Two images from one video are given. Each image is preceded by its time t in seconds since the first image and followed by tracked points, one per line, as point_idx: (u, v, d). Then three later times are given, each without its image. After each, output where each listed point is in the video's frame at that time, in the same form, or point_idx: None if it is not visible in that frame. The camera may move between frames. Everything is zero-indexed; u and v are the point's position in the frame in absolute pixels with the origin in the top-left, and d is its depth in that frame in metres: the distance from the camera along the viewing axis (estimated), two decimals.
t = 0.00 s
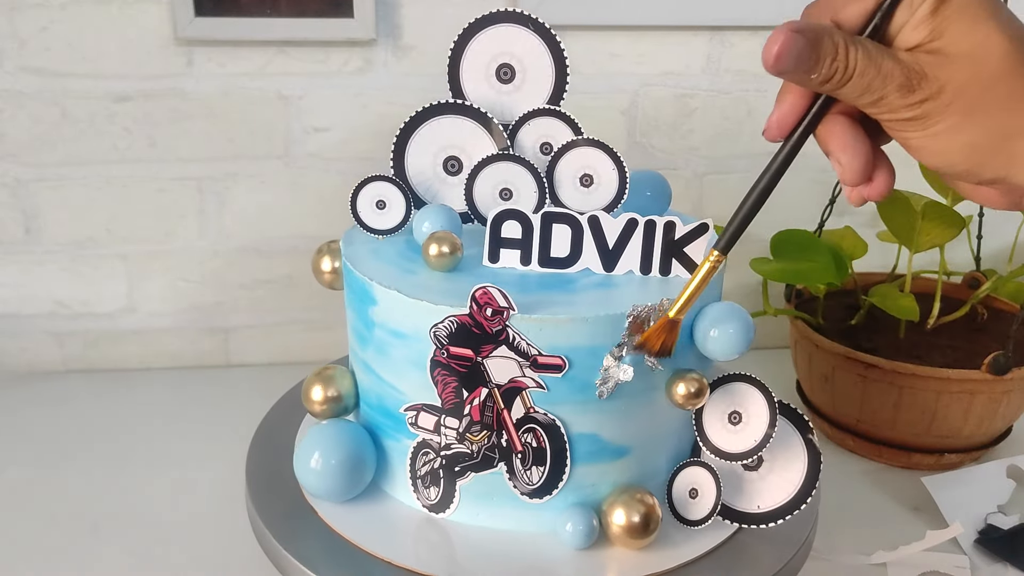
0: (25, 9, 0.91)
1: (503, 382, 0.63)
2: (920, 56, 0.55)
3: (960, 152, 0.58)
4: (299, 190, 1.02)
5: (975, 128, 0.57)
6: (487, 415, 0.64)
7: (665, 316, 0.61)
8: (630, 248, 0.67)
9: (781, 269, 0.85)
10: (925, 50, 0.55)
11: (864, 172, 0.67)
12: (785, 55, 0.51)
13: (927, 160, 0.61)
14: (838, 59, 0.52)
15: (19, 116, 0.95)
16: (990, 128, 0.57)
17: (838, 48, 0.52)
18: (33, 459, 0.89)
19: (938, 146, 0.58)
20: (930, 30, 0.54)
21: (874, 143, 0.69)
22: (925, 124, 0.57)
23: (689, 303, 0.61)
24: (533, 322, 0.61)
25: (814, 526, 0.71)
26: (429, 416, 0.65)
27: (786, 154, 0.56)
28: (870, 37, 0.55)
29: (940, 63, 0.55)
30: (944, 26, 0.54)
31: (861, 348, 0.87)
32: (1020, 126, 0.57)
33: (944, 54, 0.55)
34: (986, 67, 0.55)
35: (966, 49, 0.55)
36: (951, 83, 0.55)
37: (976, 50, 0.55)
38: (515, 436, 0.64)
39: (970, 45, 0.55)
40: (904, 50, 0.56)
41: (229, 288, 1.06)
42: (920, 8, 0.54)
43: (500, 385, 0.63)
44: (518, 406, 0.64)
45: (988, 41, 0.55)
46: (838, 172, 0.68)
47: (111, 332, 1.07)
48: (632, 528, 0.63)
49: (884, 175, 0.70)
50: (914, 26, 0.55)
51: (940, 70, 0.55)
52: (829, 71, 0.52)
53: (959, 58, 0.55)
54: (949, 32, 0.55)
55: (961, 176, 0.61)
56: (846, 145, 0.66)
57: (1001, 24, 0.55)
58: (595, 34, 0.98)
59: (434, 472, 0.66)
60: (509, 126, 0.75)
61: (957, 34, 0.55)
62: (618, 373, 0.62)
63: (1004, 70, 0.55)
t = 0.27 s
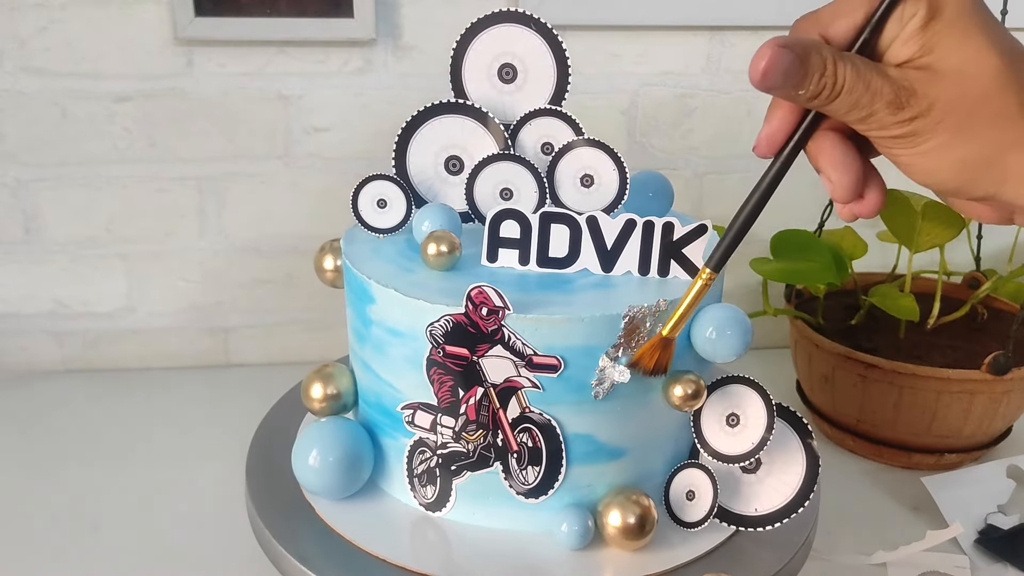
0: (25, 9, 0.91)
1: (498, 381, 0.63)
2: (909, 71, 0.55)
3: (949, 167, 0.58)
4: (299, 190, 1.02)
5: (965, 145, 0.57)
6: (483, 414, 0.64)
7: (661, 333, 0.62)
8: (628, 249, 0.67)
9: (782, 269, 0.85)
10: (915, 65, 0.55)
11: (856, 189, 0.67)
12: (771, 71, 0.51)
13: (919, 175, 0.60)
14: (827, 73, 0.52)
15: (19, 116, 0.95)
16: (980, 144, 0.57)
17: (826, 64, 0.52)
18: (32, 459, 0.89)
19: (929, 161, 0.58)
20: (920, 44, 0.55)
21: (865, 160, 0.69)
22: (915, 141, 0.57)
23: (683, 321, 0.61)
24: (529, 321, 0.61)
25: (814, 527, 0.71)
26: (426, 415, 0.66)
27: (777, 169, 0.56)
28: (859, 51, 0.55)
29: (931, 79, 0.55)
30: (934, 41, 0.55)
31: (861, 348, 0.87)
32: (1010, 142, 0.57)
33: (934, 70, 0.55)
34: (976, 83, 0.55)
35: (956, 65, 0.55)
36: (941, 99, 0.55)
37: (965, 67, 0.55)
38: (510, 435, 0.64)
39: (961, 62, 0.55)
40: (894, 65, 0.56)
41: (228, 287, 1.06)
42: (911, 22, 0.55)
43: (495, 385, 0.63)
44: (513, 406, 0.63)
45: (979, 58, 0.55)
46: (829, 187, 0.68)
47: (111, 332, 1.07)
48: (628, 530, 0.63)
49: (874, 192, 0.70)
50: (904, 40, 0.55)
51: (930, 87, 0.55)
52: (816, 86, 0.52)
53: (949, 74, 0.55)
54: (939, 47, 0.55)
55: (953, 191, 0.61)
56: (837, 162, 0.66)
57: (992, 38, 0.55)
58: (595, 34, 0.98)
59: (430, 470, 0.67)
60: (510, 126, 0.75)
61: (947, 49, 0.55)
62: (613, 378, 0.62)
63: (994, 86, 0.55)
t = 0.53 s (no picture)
0: (25, 9, 0.91)
1: (498, 381, 0.63)
2: (895, 66, 0.55)
3: (933, 164, 0.58)
4: (299, 190, 1.02)
5: (949, 143, 0.57)
6: (482, 414, 0.64)
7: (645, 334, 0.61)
8: (628, 249, 0.67)
9: (782, 269, 0.85)
10: (902, 60, 0.55)
11: (841, 186, 0.67)
12: (754, 64, 0.51)
13: (904, 174, 0.61)
14: (808, 66, 0.52)
15: (19, 116, 0.95)
16: (964, 142, 0.57)
17: (809, 57, 0.52)
18: (33, 459, 0.89)
19: (915, 159, 0.59)
20: (907, 39, 0.54)
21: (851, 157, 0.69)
22: (899, 138, 0.57)
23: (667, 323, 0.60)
24: (528, 321, 0.61)
25: (813, 527, 0.71)
26: (426, 415, 0.66)
27: (761, 165, 0.56)
28: (843, 45, 0.55)
29: (916, 75, 0.54)
30: (922, 35, 0.54)
31: (861, 348, 0.87)
32: (995, 139, 0.57)
33: (921, 65, 0.54)
34: (962, 80, 0.54)
35: (943, 62, 0.54)
36: (928, 96, 0.55)
37: (953, 63, 0.54)
38: (510, 436, 0.64)
39: (949, 58, 0.54)
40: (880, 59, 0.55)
41: (228, 287, 1.06)
42: (898, 15, 0.54)
43: (495, 385, 0.63)
44: (513, 406, 0.63)
45: (967, 54, 0.54)
46: (815, 186, 0.68)
47: (111, 332, 1.07)
48: (627, 531, 0.63)
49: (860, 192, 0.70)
50: (891, 34, 0.54)
51: (915, 82, 0.54)
52: (799, 81, 0.52)
53: (936, 70, 0.54)
54: (927, 42, 0.54)
55: (938, 188, 0.61)
56: (822, 160, 0.66)
57: (981, 32, 0.55)
58: (595, 33, 0.98)
59: (430, 470, 0.67)
60: (510, 126, 0.75)
61: (935, 43, 0.54)
62: (612, 381, 0.62)
63: (981, 85, 0.55)
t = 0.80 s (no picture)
0: (25, 9, 0.91)
1: (498, 381, 0.63)
2: (876, 71, 0.55)
3: (918, 168, 0.58)
4: (299, 190, 1.02)
5: (933, 148, 0.56)
6: (482, 414, 0.64)
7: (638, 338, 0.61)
8: (628, 249, 0.67)
9: (782, 269, 0.85)
10: (883, 64, 0.55)
11: (828, 190, 0.67)
12: (733, 75, 0.50)
13: (890, 178, 0.60)
14: (791, 76, 0.51)
15: (19, 116, 0.95)
16: (948, 147, 0.56)
17: (789, 66, 0.51)
18: (33, 459, 0.89)
19: (899, 163, 0.58)
20: (888, 43, 0.54)
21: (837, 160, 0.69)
22: (882, 143, 0.57)
23: (657, 329, 0.60)
24: (528, 321, 0.61)
25: (813, 528, 0.71)
26: (425, 415, 0.66)
27: (747, 171, 0.55)
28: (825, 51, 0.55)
29: (898, 80, 0.54)
30: (902, 40, 0.54)
31: (861, 348, 0.87)
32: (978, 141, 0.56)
33: (901, 70, 0.54)
34: (944, 84, 0.54)
35: (926, 66, 0.54)
36: (910, 101, 0.54)
37: (934, 67, 0.54)
38: (510, 436, 0.64)
39: (931, 61, 0.54)
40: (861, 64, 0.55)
41: (228, 287, 1.06)
42: (878, 20, 0.54)
43: (495, 385, 0.63)
44: (513, 406, 0.63)
45: (948, 59, 0.54)
46: (801, 190, 0.68)
47: (111, 332, 1.07)
48: (627, 531, 0.63)
49: (848, 194, 0.70)
50: (871, 39, 0.54)
51: (896, 88, 0.54)
52: (780, 91, 0.52)
53: (916, 74, 0.54)
54: (908, 46, 0.54)
55: (923, 192, 0.61)
56: (807, 165, 0.66)
57: (960, 35, 0.55)
58: (595, 33, 0.98)
59: (430, 470, 0.67)
60: (510, 126, 0.75)
61: (915, 48, 0.54)
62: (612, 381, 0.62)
63: (963, 88, 0.54)
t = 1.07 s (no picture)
0: (25, 9, 0.91)
1: (498, 381, 0.63)
2: (847, 100, 0.55)
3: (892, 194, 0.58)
4: (299, 190, 1.02)
5: (906, 174, 0.57)
6: (483, 414, 0.64)
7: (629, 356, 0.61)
8: (628, 249, 0.67)
9: (782, 269, 0.85)
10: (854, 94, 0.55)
11: (804, 217, 0.67)
12: (705, 115, 0.50)
13: (867, 202, 0.60)
14: (762, 112, 0.52)
15: (19, 116, 0.95)
16: (920, 172, 0.56)
17: (760, 102, 0.52)
18: (33, 459, 0.89)
19: (874, 189, 0.59)
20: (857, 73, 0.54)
21: (814, 186, 0.69)
22: (857, 170, 0.57)
23: (648, 348, 0.61)
24: (529, 321, 0.61)
25: (813, 528, 0.71)
26: (426, 415, 0.66)
27: (723, 203, 0.56)
28: (796, 82, 0.54)
29: (869, 110, 0.54)
30: (872, 68, 0.54)
31: (861, 348, 0.87)
32: (952, 167, 0.56)
33: (873, 99, 0.55)
34: (914, 112, 0.54)
35: (897, 96, 0.54)
36: (880, 130, 0.54)
37: (905, 96, 0.54)
38: (510, 436, 0.64)
39: (902, 91, 0.54)
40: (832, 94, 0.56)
41: (228, 287, 1.06)
42: (847, 51, 0.54)
43: (495, 385, 0.63)
44: (513, 406, 0.63)
45: (920, 87, 0.54)
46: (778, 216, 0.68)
47: (111, 332, 1.07)
48: (628, 531, 0.63)
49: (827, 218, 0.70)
50: (842, 68, 0.55)
51: (867, 118, 0.54)
52: (753, 126, 0.52)
53: (888, 104, 0.54)
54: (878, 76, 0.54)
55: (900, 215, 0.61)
56: (783, 193, 0.66)
57: (931, 62, 0.55)
58: (595, 33, 0.98)
59: (430, 470, 0.67)
60: (510, 126, 0.75)
61: (886, 77, 0.54)
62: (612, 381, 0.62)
63: (935, 116, 0.54)
